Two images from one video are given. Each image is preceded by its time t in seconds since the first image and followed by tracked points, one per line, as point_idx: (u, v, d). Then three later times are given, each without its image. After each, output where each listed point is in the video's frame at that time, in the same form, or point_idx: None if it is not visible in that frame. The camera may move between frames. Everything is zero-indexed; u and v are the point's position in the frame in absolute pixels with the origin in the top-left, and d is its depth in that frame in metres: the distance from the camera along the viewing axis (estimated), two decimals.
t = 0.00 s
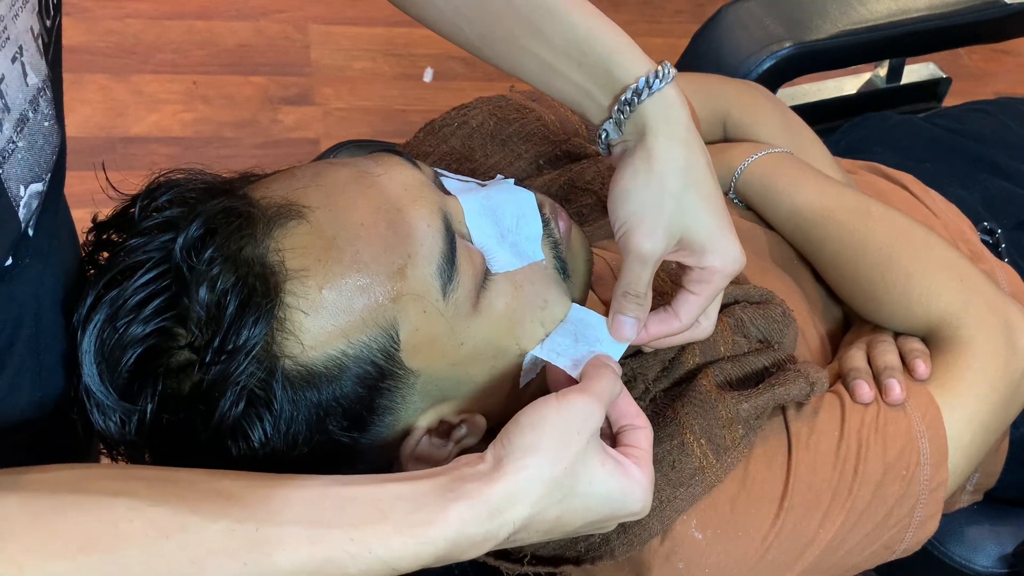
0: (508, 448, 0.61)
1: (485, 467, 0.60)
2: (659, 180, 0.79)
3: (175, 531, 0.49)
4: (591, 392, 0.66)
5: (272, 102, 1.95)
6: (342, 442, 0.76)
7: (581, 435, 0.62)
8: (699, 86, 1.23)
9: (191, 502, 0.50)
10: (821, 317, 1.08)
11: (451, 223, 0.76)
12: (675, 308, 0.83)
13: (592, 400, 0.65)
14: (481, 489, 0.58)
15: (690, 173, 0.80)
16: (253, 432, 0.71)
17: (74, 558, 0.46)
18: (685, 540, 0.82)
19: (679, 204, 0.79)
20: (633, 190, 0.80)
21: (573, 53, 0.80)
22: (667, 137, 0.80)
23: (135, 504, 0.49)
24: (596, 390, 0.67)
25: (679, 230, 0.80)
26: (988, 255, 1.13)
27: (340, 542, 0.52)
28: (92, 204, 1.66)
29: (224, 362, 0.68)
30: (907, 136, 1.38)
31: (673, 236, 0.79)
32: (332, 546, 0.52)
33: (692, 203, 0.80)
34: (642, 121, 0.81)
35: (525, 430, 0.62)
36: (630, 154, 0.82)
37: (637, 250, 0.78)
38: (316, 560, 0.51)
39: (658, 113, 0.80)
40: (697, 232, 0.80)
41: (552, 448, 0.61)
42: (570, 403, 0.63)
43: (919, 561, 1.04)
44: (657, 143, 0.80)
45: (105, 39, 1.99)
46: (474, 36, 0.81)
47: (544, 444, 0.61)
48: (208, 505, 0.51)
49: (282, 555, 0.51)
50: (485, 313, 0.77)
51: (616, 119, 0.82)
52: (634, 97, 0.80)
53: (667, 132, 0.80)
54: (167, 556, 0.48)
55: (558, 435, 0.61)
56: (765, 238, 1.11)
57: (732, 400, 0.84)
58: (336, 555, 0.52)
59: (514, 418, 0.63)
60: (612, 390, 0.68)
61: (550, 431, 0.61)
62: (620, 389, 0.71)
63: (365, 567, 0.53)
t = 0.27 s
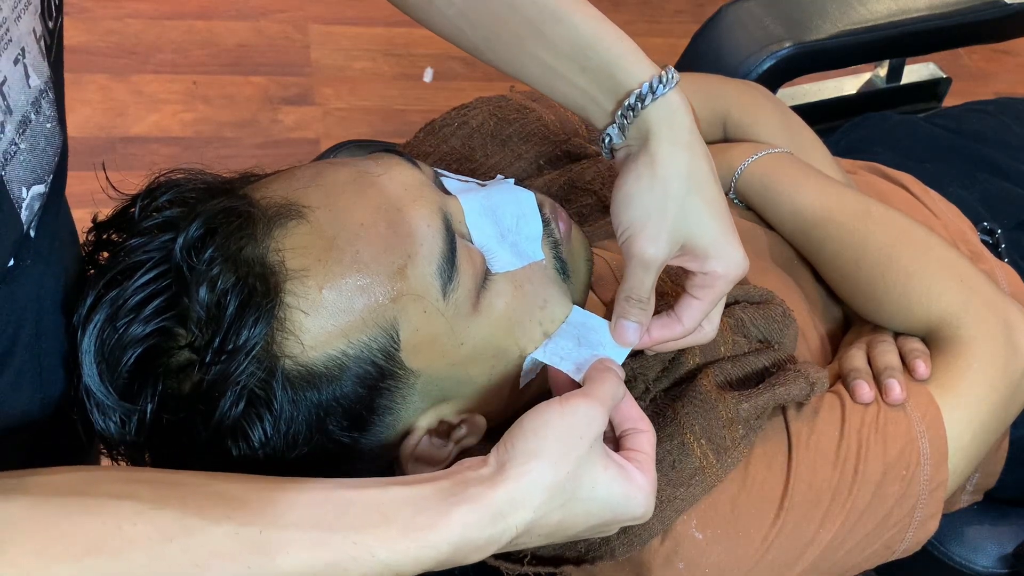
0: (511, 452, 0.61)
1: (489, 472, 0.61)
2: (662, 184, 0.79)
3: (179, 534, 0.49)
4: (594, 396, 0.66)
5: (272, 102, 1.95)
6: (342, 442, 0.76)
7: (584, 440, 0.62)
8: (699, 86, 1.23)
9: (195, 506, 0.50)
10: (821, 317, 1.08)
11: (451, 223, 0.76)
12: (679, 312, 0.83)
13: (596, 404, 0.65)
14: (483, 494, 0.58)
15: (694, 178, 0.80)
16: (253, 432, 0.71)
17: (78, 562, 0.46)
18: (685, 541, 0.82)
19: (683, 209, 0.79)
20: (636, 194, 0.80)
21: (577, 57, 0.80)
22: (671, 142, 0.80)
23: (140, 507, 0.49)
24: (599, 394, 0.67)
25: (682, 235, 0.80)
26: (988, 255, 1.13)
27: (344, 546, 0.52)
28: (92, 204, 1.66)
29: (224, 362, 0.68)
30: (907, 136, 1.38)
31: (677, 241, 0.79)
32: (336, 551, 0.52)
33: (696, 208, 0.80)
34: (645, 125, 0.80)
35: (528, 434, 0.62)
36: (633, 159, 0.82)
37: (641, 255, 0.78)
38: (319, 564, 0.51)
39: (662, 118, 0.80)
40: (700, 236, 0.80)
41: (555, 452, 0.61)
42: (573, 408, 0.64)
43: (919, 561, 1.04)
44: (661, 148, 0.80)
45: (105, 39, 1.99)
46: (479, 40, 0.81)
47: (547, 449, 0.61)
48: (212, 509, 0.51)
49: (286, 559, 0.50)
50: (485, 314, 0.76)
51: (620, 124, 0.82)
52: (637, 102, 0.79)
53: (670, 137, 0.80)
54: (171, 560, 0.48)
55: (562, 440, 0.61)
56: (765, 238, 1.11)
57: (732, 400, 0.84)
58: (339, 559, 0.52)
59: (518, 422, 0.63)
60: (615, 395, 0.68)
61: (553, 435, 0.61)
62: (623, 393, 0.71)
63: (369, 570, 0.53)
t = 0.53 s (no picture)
0: (514, 456, 0.61)
1: (491, 475, 0.61)
2: (666, 190, 0.79)
3: (182, 536, 0.49)
4: (596, 401, 0.66)
5: (272, 102, 1.95)
6: (341, 442, 0.76)
7: (585, 444, 0.62)
8: (699, 85, 1.23)
9: (198, 509, 0.50)
10: (821, 317, 1.08)
11: (451, 223, 0.76)
12: (681, 316, 0.83)
13: (598, 409, 0.65)
14: (485, 497, 0.58)
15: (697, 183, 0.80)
16: (253, 432, 0.71)
17: (81, 564, 0.46)
18: (685, 541, 0.82)
19: (687, 214, 0.79)
20: (639, 199, 0.80)
21: (580, 61, 0.80)
22: (674, 147, 0.80)
23: (144, 508, 0.49)
24: (600, 398, 0.67)
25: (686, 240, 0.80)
26: (988, 255, 1.13)
27: (348, 548, 0.52)
28: (92, 204, 1.66)
29: (224, 362, 0.68)
30: (907, 136, 1.38)
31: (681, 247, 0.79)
32: (340, 553, 0.52)
33: (700, 214, 0.80)
34: (649, 131, 0.81)
35: (531, 438, 0.62)
36: (636, 163, 0.82)
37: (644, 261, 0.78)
38: (323, 567, 0.51)
39: (665, 124, 0.80)
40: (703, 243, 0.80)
41: (557, 456, 0.61)
42: (574, 412, 0.64)
43: (919, 561, 1.04)
44: (664, 154, 0.80)
45: (105, 39, 1.99)
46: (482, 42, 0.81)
47: (549, 452, 0.61)
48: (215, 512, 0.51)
49: (290, 560, 0.50)
50: (484, 314, 0.76)
51: (622, 129, 0.82)
52: (642, 107, 0.80)
53: (673, 142, 0.80)
54: (174, 561, 0.48)
55: (564, 444, 0.62)
56: (765, 238, 1.11)
57: (731, 400, 0.84)
58: (342, 561, 0.52)
59: (520, 425, 0.63)
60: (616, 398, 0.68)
61: (555, 440, 0.62)
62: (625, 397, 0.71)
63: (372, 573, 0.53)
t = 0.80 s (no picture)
0: (516, 461, 0.61)
1: (492, 481, 0.61)
2: (665, 199, 0.79)
3: (186, 539, 0.49)
4: (598, 408, 0.66)
5: (272, 102, 1.95)
6: (342, 443, 0.76)
7: (586, 451, 0.63)
8: (699, 85, 1.22)
9: (201, 512, 0.50)
10: (821, 317, 1.08)
11: (451, 223, 0.76)
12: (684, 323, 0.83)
13: (600, 416, 0.66)
14: (487, 503, 0.58)
15: (697, 190, 0.79)
16: (253, 433, 0.71)
17: (84, 566, 0.46)
18: (685, 540, 0.82)
19: (684, 221, 0.79)
20: (639, 209, 0.79)
21: (580, 67, 0.80)
22: (671, 155, 0.80)
23: (147, 511, 0.49)
24: (602, 406, 0.67)
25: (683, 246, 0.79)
26: (988, 255, 1.13)
27: (350, 554, 0.52)
28: (92, 204, 1.66)
29: (224, 362, 0.68)
30: (907, 136, 1.38)
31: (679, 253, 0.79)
32: (342, 558, 0.52)
33: (698, 219, 0.79)
34: (647, 139, 0.81)
35: (532, 444, 0.62)
36: (635, 173, 0.82)
37: (644, 268, 0.78)
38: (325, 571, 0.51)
39: (665, 132, 0.80)
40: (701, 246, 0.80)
41: (559, 462, 0.61)
42: (576, 419, 0.64)
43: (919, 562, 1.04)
44: (662, 161, 0.80)
45: (105, 39, 1.99)
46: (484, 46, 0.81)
47: (550, 459, 0.61)
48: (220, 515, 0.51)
49: (292, 565, 0.51)
50: (484, 314, 0.76)
51: (621, 137, 0.82)
52: (639, 115, 0.80)
53: (671, 150, 0.80)
54: (177, 565, 0.48)
55: (565, 451, 0.62)
56: (765, 237, 1.11)
57: (731, 400, 0.84)
58: (344, 566, 0.52)
59: (521, 432, 0.64)
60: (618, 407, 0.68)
61: (558, 446, 0.62)
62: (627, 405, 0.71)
63: None
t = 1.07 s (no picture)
0: (517, 468, 0.62)
1: (494, 488, 0.61)
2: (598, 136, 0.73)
3: (190, 546, 0.49)
4: (600, 416, 0.67)
5: (272, 102, 1.95)
6: (342, 444, 0.76)
7: (588, 459, 0.63)
8: (699, 85, 1.22)
9: (205, 519, 0.50)
10: (821, 317, 1.08)
11: (451, 223, 0.76)
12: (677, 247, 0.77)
13: (600, 425, 0.66)
14: (489, 512, 0.58)
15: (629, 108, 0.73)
16: (253, 434, 0.70)
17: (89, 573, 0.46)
18: (684, 540, 0.82)
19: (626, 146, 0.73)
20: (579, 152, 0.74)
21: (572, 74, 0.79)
22: (595, 81, 0.73)
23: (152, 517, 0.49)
24: (604, 414, 0.68)
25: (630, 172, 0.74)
26: (989, 255, 1.13)
27: (353, 561, 0.53)
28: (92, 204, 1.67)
29: (224, 363, 0.67)
30: (908, 136, 1.38)
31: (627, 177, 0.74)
32: (345, 566, 0.52)
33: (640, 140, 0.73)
34: (567, 67, 0.74)
35: (534, 451, 0.62)
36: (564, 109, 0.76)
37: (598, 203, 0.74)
38: None
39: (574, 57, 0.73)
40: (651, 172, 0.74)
41: (560, 471, 0.61)
42: (578, 426, 0.64)
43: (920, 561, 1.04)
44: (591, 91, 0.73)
45: (105, 39, 1.99)
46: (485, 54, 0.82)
47: (552, 467, 0.61)
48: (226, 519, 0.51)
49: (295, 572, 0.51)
50: (485, 316, 0.76)
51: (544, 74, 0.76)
52: (555, 41, 0.73)
53: (587, 73, 0.73)
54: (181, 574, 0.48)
55: (567, 459, 0.62)
56: (765, 237, 1.11)
57: (731, 400, 0.84)
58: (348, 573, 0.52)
59: (524, 439, 0.64)
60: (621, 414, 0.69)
61: (560, 454, 0.62)
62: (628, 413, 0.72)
63: None
